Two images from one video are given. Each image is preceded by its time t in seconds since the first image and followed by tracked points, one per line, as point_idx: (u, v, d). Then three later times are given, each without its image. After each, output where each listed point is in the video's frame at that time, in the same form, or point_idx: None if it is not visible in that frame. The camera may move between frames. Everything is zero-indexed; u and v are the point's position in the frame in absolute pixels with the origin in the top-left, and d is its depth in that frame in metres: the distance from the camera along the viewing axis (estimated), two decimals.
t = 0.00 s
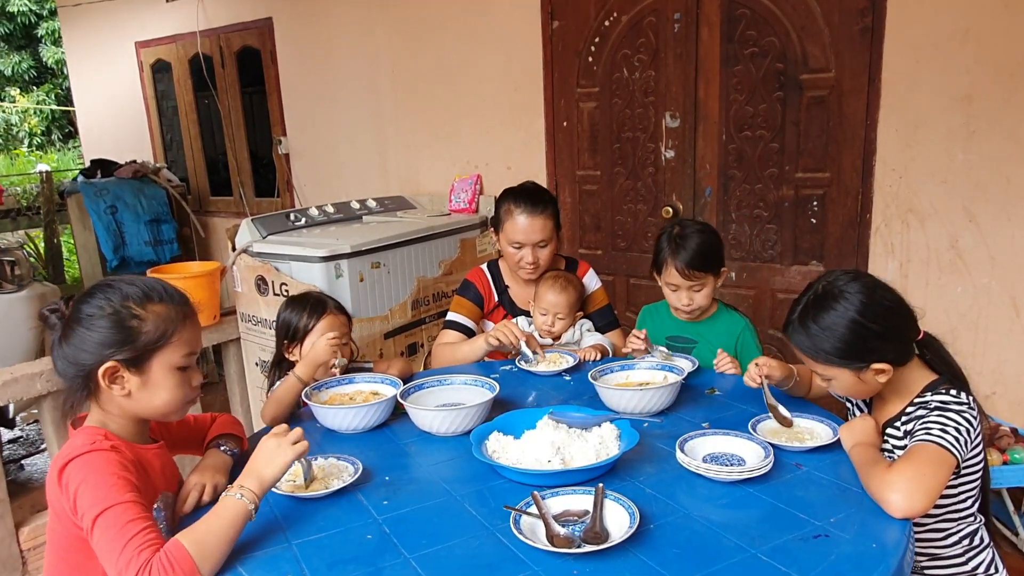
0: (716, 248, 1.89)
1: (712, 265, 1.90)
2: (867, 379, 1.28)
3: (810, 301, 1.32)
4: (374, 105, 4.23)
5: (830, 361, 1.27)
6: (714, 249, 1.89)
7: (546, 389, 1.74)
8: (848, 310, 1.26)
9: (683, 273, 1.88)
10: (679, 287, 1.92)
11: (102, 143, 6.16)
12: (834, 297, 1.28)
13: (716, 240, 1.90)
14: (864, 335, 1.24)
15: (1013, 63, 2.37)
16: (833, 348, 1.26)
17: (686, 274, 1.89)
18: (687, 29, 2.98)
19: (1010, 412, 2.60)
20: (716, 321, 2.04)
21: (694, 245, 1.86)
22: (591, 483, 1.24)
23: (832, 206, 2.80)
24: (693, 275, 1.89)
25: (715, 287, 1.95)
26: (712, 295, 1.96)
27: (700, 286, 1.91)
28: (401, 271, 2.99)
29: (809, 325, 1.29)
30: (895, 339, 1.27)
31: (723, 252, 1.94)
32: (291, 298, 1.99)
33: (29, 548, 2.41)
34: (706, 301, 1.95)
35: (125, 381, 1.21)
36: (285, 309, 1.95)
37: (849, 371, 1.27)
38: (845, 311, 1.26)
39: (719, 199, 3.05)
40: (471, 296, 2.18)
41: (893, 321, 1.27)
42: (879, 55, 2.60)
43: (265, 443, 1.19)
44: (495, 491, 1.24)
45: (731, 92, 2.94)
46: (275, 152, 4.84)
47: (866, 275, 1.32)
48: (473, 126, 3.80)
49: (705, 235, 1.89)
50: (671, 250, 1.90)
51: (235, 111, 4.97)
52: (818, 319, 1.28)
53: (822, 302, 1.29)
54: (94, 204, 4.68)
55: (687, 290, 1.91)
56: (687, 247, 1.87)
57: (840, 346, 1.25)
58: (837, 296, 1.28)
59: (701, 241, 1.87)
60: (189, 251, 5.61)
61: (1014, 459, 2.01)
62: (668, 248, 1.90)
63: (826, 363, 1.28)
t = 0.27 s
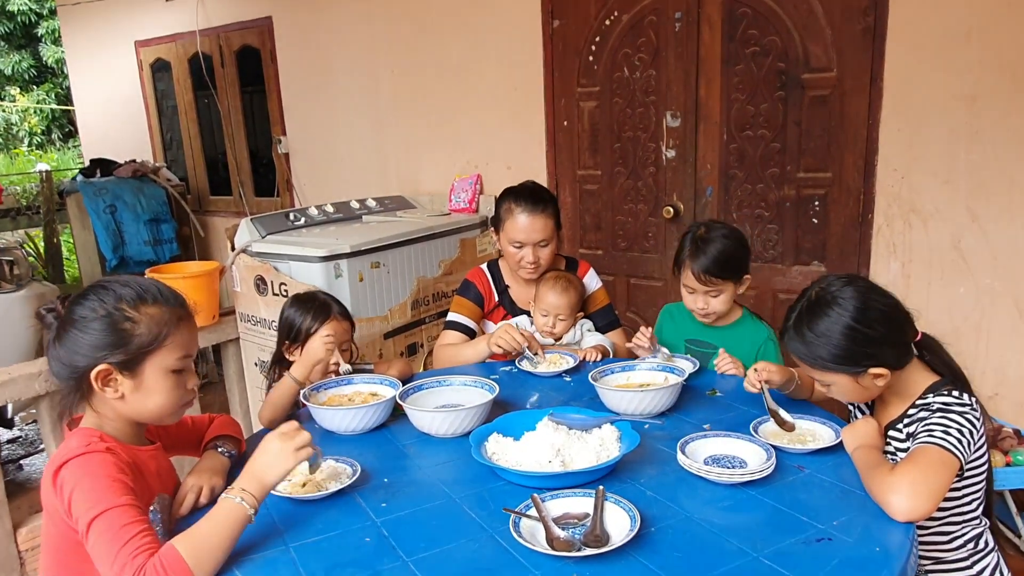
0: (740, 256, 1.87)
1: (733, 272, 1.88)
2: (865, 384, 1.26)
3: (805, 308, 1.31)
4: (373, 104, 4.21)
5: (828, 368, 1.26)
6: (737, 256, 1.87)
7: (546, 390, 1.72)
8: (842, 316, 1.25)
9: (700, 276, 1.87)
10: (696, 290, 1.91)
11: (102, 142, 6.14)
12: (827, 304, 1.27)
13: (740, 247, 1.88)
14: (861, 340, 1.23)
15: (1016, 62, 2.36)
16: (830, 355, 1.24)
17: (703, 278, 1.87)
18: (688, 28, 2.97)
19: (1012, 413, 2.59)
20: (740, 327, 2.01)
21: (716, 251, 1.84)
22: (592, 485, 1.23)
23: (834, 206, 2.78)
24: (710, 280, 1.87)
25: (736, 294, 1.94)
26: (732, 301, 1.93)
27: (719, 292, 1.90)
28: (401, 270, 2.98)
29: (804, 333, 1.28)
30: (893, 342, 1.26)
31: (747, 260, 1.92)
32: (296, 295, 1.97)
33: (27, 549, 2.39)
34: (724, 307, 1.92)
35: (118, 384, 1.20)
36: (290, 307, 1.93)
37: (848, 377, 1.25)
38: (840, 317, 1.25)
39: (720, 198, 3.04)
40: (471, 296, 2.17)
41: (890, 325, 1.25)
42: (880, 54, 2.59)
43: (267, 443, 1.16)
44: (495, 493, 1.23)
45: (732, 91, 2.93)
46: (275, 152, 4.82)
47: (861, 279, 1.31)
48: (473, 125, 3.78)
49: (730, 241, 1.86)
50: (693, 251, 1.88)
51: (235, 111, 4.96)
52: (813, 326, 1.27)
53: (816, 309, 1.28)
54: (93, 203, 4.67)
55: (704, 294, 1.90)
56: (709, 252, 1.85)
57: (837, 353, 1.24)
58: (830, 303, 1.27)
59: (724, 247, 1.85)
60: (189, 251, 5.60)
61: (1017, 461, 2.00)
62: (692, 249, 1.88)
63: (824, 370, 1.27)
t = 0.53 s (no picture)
0: (747, 255, 1.86)
1: (740, 272, 1.87)
2: (865, 388, 1.25)
3: (801, 314, 1.31)
4: (374, 104, 4.21)
5: (827, 374, 1.25)
6: (745, 255, 1.86)
7: (546, 391, 1.72)
8: (838, 320, 1.24)
9: (706, 275, 1.86)
10: (703, 288, 1.90)
11: (102, 142, 6.14)
12: (823, 309, 1.26)
13: (749, 246, 1.87)
14: (858, 344, 1.22)
15: (1019, 62, 2.35)
16: (828, 360, 1.23)
17: (710, 277, 1.86)
18: (689, 28, 2.96)
19: (1014, 415, 2.58)
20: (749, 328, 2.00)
21: (724, 249, 1.84)
22: (592, 488, 1.22)
23: (836, 207, 2.77)
24: (716, 280, 1.86)
25: (742, 294, 1.93)
26: (739, 301, 1.94)
27: (725, 292, 1.89)
28: (401, 271, 2.97)
29: (801, 340, 1.28)
30: (890, 344, 1.25)
31: (755, 260, 1.91)
32: (299, 297, 1.96)
33: (25, 550, 2.39)
34: (730, 308, 1.92)
35: (115, 387, 1.19)
36: (293, 310, 1.92)
37: (847, 382, 1.24)
38: (835, 321, 1.24)
39: (721, 199, 3.03)
40: (471, 297, 2.16)
41: (886, 328, 1.24)
42: (882, 54, 2.58)
43: (258, 446, 1.17)
44: (494, 496, 1.22)
45: (733, 91, 2.92)
46: (275, 152, 4.82)
47: (856, 283, 1.30)
48: (473, 125, 3.78)
49: (739, 239, 1.85)
50: (701, 249, 1.87)
51: (234, 111, 4.95)
52: (809, 332, 1.26)
53: (812, 315, 1.27)
54: (93, 203, 4.66)
55: (710, 293, 1.89)
56: (716, 250, 1.84)
57: (835, 358, 1.23)
58: (826, 308, 1.26)
59: (732, 245, 1.84)
60: (189, 251, 5.60)
61: (1019, 463, 1.99)
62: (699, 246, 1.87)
63: (823, 376, 1.25)
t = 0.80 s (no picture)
0: (748, 253, 1.86)
1: (740, 269, 1.87)
2: (866, 391, 1.24)
3: (799, 319, 1.30)
4: (374, 104, 4.20)
5: (827, 378, 1.24)
6: (745, 252, 1.86)
7: (547, 392, 1.71)
8: (836, 324, 1.23)
9: (706, 272, 1.85)
10: (703, 285, 1.89)
11: (102, 141, 6.13)
12: (821, 313, 1.26)
13: (749, 244, 1.87)
14: (857, 347, 1.22)
15: (1021, 62, 2.34)
16: (828, 364, 1.23)
17: (708, 273, 1.86)
18: (690, 27, 2.95)
19: (1017, 415, 2.57)
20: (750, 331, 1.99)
21: (724, 246, 1.83)
22: (593, 490, 1.22)
23: (837, 207, 2.77)
24: (715, 275, 1.85)
25: (743, 293, 1.92)
26: (741, 299, 1.92)
27: (726, 288, 1.88)
28: (401, 271, 2.97)
29: (800, 344, 1.27)
30: (890, 345, 1.24)
31: (755, 259, 1.91)
32: (300, 300, 1.95)
33: (25, 550, 2.38)
34: (732, 305, 1.90)
35: (114, 389, 1.19)
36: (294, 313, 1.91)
37: (849, 385, 1.23)
38: (834, 325, 1.23)
39: (722, 198, 3.02)
40: (472, 297, 2.16)
41: (885, 329, 1.24)
42: (884, 53, 2.57)
43: (265, 450, 1.17)
44: (495, 497, 1.21)
45: (734, 91, 2.91)
46: (275, 152, 4.81)
47: (853, 286, 1.30)
48: (474, 125, 3.77)
49: (739, 237, 1.85)
50: (700, 246, 1.87)
51: (235, 110, 4.95)
52: (808, 336, 1.26)
53: (811, 319, 1.27)
54: (93, 203, 4.66)
55: (710, 290, 1.88)
56: (716, 247, 1.84)
57: (835, 361, 1.22)
58: (824, 311, 1.26)
59: (732, 243, 1.84)
60: (189, 251, 5.59)
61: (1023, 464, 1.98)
62: (698, 245, 1.87)
63: (823, 379, 1.24)
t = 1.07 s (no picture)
0: (751, 244, 1.87)
1: (743, 257, 1.86)
2: (869, 390, 1.24)
3: (802, 318, 1.29)
4: (375, 103, 4.20)
5: (829, 377, 1.24)
6: (749, 242, 1.87)
7: (548, 392, 1.71)
8: (838, 324, 1.22)
9: (710, 253, 1.85)
10: (705, 267, 1.88)
11: (103, 140, 6.13)
12: (823, 312, 1.25)
13: (752, 237, 1.88)
14: (859, 347, 1.21)
15: None
16: (831, 364, 1.22)
17: (711, 253, 1.85)
18: (691, 26, 2.95)
19: (1019, 415, 2.57)
20: (751, 330, 1.98)
21: (730, 231, 1.84)
22: (595, 489, 1.22)
23: (839, 206, 2.76)
24: (717, 257, 1.85)
25: (743, 283, 1.90)
26: (741, 288, 1.91)
27: (727, 271, 1.87)
28: (402, 270, 2.97)
29: (802, 344, 1.26)
30: (893, 344, 1.24)
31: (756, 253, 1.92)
32: (301, 301, 1.95)
33: (26, 550, 2.38)
34: (733, 290, 1.88)
35: (116, 390, 1.18)
36: (295, 313, 1.92)
37: (851, 384, 1.23)
38: (836, 325, 1.23)
39: (724, 198, 3.02)
40: (473, 297, 2.15)
41: (887, 328, 1.23)
42: (886, 52, 2.57)
43: (261, 449, 1.17)
44: (497, 497, 1.21)
45: (736, 90, 2.91)
46: (276, 151, 4.81)
47: (856, 285, 1.29)
48: (475, 124, 3.77)
49: (743, 226, 1.86)
50: (705, 229, 1.87)
51: (236, 110, 4.94)
52: (810, 336, 1.25)
53: (813, 318, 1.26)
54: (94, 203, 4.66)
55: (712, 271, 1.87)
56: (722, 231, 1.84)
57: (838, 362, 1.22)
58: (826, 311, 1.25)
59: (738, 230, 1.85)
60: (190, 250, 5.59)
61: None
62: (704, 227, 1.88)
63: (825, 377, 1.24)
